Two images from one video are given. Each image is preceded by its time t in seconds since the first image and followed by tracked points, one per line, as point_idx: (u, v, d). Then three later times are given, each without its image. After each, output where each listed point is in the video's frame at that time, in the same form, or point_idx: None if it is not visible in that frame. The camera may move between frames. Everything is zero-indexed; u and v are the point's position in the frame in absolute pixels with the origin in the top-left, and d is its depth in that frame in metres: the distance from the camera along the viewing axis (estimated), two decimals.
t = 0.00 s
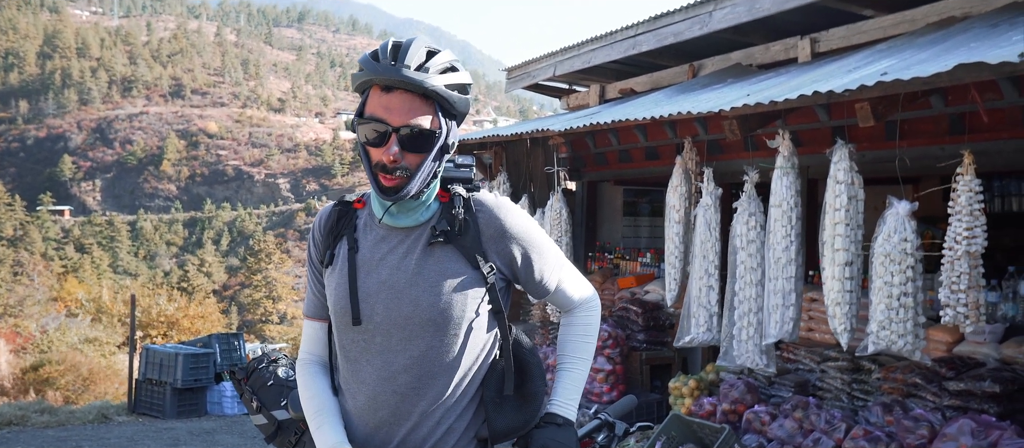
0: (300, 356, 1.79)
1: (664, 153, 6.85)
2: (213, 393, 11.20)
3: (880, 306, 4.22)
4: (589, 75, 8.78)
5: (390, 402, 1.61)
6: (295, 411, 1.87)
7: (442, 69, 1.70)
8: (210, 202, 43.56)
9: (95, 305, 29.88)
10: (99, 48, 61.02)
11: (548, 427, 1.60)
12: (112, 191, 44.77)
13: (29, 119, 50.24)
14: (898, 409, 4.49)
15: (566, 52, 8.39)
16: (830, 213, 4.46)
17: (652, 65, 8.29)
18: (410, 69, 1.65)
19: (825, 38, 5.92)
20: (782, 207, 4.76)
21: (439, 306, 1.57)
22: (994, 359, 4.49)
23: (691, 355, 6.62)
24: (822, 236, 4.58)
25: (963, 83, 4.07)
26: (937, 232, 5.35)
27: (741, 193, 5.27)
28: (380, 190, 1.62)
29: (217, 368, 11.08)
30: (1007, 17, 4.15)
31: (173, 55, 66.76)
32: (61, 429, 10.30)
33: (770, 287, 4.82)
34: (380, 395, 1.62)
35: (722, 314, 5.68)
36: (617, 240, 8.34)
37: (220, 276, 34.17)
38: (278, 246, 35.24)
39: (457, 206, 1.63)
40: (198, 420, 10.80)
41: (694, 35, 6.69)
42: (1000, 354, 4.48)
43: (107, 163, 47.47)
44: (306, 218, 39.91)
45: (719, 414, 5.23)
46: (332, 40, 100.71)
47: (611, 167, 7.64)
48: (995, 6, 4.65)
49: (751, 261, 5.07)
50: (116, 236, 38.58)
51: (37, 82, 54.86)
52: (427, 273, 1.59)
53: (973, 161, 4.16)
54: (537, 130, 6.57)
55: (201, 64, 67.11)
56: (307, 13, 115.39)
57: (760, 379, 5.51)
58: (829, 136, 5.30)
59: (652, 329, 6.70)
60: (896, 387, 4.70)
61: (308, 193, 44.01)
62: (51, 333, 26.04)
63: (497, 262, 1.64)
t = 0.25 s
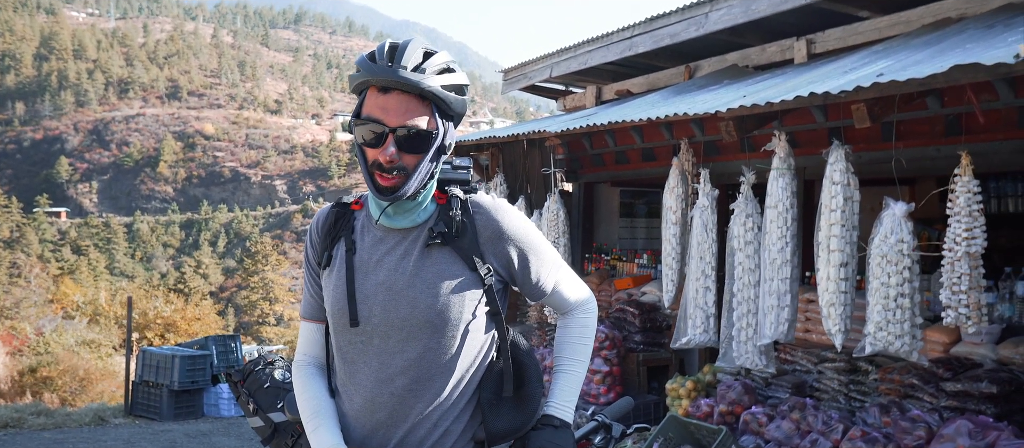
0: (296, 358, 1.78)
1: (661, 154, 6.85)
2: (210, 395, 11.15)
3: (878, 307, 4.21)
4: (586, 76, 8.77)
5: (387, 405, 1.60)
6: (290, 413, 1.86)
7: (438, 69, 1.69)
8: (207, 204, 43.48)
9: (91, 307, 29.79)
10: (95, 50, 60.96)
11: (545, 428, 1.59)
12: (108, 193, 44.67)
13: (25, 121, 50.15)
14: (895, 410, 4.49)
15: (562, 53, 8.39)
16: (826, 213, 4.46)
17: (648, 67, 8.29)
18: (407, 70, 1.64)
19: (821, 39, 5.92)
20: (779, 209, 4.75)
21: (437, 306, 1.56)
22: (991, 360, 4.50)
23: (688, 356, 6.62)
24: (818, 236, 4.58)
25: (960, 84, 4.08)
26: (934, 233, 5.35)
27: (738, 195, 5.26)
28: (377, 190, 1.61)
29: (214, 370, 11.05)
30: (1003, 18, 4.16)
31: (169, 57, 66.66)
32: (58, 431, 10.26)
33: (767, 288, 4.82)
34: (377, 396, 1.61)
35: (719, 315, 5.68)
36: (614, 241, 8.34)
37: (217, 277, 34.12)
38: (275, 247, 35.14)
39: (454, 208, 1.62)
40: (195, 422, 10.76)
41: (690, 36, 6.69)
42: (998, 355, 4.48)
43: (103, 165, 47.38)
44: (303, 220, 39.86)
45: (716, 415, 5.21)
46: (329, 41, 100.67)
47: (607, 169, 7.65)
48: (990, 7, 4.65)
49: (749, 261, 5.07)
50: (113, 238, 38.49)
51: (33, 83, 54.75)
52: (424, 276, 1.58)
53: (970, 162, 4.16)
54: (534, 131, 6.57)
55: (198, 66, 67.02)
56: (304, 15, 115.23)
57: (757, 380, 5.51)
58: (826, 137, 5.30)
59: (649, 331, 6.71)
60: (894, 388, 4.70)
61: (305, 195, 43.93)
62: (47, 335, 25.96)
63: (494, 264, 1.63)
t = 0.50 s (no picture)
0: (296, 360, 1.77)
1: (660, 156, 6.85)
2: (210, 397, 11.13)
3: (879, 309, 4.21)
4: (585, 78, 8.78)
5: (387, 406, 1.59)
6: (289, 415, 1.85)
7: (439, 68, 1.68)
8: (206, 206, 43.46)
9: (90, 310, 29.75)
10: (94, 53, 60.97)
11: (545, 430, 1.58)
12: (107, 195, 44.66)
13: (24, 123, 50.16)
14: (896, 411, 4.48)
15: (561, 55, 8.38)
16: (826, 215, 4.45)
17: (646, 68, 8.29)
18: (408, 69, 1.64)
19: (821, 41, 5.92)
20: (777, 210, 4.75)
21: (437, 308, 1.55)
22: (991, 361, 4.49)
23: (687, 358, 6.61)
24: (818, 237, 4.58)
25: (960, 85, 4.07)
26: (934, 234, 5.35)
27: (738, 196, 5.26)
28: (378, 191, 1.61)
29: (213, 372, 11.04)
30: (1002, 19, 4.16)
31: (168, 59, 66.67)
32: (57, 434, 10.25)
33: (767, 289, 4.81)
34: (378, 398, 1.60)
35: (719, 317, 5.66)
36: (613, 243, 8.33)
37: (216, 280, 34.05)
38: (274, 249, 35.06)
39: (455, 209, 1.62)
40: (194, 424, 10.75)
41: (689, 38, 6.69)
42: (997, 356, 4.48)
43: (103, 168, 47.40)
44: (302, 222, 39.84)
45: (716, 417, 5.20)
46: (328, 44, 100.65)
47: (606, 171, 7.65)
48: (990, 8, 4.65)
49: (748, 263, 5.06)
50: (112, 240, 38.47)
51: (32, 86, 54.76)
52: (424, 277, 1.57)
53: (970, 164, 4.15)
54: (533, 133, 6.57)
55: (197, 68, 67.01)
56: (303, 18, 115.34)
57: (757, 382, 5.50)
58: (825, 138, 5.30)
59: (648, 333, 6.71)
60: (894, 390, 4.70)
61: (304, 197, 43.91)
62: (46, 338, 25.96)
63: (495, 265, 1.62)
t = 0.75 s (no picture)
0: (300, 360, 1.77)
1: (662, 156, 6.85)
2: (212, 398, 11.14)
3: (883, 309, 4.21)
4: (586, 79, 8.79)
5: (391, 406, 1.60)
6: (293, 415, 1.85)
7: (440, 67, 1.69)
8: (207, 207, 43.50)
9: (92, 310, 29.76)
10: (96, 54, 61.06)
11: (547, 429, 1.59)
12: (110, 196, 44.70)
13: (26, 124, 50.26)
14: (898, 412, 4.48)
15: (563, 56, 8.39)
16: (828, 216, 4.45)
17: (648, 69, 8.29)
18: (408, 69, 1.64)
19: (823, 41, 5.92)
20: (780, 211, 4.74)
21: (440, 308, 1.56)
22: (994, 362, 4.49)
23: (690, 359, 6.61)
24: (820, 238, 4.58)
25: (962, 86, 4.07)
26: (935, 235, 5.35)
27: (740, 197, 5.26)
28: (381, 189, 1.61)
29: (214, 373, 11.05)
30: (1004, 20, 4.15)
31: (170, 61, 66.72)
32: (59, 434, 10.26)
33: (767, 290, 4.81)
34: (380, 399, 1.60)
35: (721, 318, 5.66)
36: (614, 244, 8.32)
37: (218, 281, 34.05)
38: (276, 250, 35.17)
39: (456, 209, 1.62)
40: (196, 425, 10.76)
41: (691, 38, 6.69)
42: (1000, 357, 4.48)
43: (104, 168, 47.44)
44: (304, 223, 39.87)
45: (718, 418, 5.21)
46: (329, 45, 100.72)
47: (608, 172, 7.66)
48: (992, 9, 4.65)
49: (749, 264, 5.06)
50: (114, 241, 38.52)
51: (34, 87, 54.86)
52: (427, 277, 1.58)
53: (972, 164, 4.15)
54: (535, 134, 6.57)
55: (198, 69, 67.10)
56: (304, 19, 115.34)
57: (759, 382, 5.49)
58: (828, 139, 5.29)
59: (650, 333, 6.70)
60: (896, 391, 4.69)
61: (306, 198, 43.91)
62: (48, 338, 25.96)
63: (497, 264, 1.63)
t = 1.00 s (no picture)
0: (300, 356, 1.78)
1: (662, 154, 6.85)
2: (211, 397, 11.14)
3: (881, 307, 4.22)
4: (586, 77, 8.79)
5: (391, 402, 1.60)
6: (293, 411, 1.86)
7: (438, 64, 1.69)
8: (206, 206, 43.51)
9: (90, 309, 29.78)
10: (94, 53, 61.03)
11: (546, 424, 1.59)
12: (108, 196, 44.70)
13: (25, 124, 50.26)
14: (896, 409, 4.49)
15: (562, 54, 8.39)
16: (827, 214, 4.46)
17: (647, 67, 8.30)
18: (408, 64, 1.64)
19: (821, 39, 5.92)
20: (779, 208, 4.75)
21: (439, 305, 1.56)
22: (992, 359, 4.50)
23: (689, 356, 6.62)
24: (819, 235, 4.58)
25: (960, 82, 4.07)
26: (934, 233, 5.36)
27: (738, 194, 5.27)
28: (379, 186, 1.62)
29: (214, 372, 11.06)
30: (1002, 17, 4.16)
31: (168, 60, 66.71)
32: (59, 434, 10.28)
33: (766, 287, 4.82)
34: (380, 395, 1.61)
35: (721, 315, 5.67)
36: (614, 242, 8.32)
37: (217, 279, 34.07)
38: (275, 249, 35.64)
39: (454, 206, 1.63)
40: (196, 423, 10.77)
41: (690, 36, 6.69)
42: (998, 354, 4.49)
43: (103, 167, 47.39)
44: (303, 222, 39.90)
45: (717, 415, 5.21)
46: (328, 43, 100.69)
47: (607, 170, 7.66)
48: (990, 6, 4.65)
49: (748, 261, 5.06)
50: (113, 240, 38.52)
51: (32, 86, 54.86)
52: (425, 274, 1.58)
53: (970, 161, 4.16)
54: (534, 132, 6.57)
55: (197, 68, 67.07)
56: (303, 17, 115.21)
57: (759, 380, 5.50)
58: (827, 137, 5.30)
59: (649, 331, 6.69)
60: (895, 388, 4.70)
61: (305, 196, 43.94)
62: (47, 338, 25.94)
63: (495, 261, 1.63)
